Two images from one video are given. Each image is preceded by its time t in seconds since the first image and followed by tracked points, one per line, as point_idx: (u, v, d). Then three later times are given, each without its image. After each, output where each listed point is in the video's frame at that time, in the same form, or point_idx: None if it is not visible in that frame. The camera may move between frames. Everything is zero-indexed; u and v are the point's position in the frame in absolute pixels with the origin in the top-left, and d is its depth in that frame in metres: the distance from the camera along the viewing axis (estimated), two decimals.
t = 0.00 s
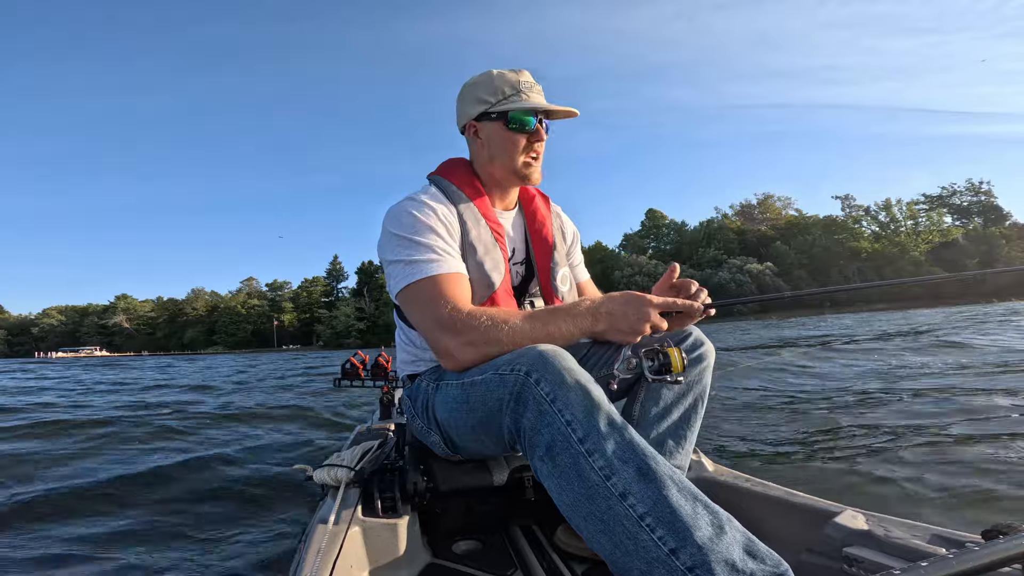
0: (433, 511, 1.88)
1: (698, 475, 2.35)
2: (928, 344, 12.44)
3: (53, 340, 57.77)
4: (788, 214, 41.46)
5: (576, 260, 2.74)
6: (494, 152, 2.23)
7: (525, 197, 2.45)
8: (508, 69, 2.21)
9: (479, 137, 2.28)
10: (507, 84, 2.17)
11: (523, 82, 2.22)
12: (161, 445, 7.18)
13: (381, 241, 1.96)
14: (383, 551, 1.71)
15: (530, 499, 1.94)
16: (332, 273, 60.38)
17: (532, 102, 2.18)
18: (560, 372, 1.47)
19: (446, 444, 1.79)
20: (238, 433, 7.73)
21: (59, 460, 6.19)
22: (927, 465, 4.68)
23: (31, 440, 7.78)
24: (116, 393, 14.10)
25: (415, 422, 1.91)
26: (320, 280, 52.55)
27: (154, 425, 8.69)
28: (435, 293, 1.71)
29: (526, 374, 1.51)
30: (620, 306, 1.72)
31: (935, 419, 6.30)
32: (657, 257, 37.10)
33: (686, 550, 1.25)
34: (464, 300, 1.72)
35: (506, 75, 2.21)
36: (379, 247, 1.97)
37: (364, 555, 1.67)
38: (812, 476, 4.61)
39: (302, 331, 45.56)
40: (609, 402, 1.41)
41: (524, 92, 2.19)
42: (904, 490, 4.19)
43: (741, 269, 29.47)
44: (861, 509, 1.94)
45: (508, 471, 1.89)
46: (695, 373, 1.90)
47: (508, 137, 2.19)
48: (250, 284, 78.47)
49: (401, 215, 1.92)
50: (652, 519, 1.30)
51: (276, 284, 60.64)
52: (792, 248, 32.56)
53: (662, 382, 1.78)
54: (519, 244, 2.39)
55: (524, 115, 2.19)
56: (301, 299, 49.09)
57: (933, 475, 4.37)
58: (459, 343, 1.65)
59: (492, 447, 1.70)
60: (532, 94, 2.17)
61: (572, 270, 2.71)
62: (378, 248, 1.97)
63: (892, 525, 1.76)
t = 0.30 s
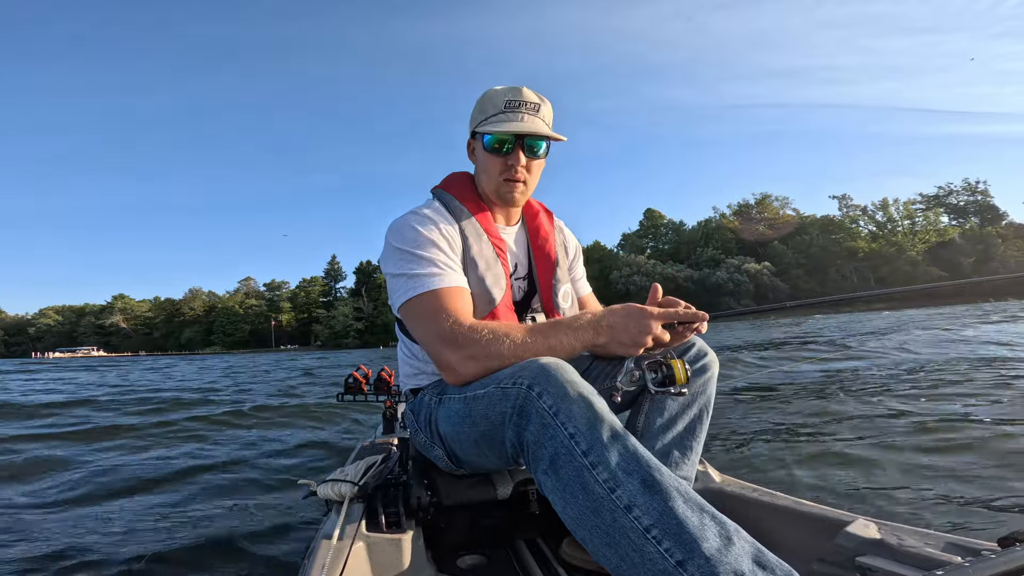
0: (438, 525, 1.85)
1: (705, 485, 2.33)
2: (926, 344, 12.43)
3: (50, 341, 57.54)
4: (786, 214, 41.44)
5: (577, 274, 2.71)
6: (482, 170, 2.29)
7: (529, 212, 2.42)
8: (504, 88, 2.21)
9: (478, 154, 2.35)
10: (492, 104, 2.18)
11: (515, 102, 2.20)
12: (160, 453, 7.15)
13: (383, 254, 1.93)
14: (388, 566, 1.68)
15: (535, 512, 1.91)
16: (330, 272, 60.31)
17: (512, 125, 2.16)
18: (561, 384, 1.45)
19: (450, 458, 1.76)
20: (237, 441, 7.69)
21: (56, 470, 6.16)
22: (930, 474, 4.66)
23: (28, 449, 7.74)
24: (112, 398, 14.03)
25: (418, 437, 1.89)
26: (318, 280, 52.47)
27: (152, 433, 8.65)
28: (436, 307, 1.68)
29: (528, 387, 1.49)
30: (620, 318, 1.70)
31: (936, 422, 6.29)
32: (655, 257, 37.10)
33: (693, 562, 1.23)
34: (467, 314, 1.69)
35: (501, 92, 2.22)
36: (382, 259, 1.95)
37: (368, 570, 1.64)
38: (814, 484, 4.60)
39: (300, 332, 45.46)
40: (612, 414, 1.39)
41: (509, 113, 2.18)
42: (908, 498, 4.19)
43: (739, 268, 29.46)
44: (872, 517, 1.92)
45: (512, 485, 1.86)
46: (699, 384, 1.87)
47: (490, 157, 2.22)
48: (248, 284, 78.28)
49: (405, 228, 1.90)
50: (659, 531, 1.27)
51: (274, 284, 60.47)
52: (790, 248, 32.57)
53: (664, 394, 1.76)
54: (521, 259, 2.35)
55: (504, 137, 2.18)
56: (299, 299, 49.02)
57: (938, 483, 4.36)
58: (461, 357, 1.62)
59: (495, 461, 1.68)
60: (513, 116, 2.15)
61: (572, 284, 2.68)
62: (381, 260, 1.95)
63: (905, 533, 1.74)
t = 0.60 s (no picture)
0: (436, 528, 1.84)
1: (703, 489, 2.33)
2: (925, 344, 12.44)
3: (49, 341, 57.39)
4: (785, 214, 41.45)
5: (576, 277, 2.71)
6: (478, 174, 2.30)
7: (528, 216, 2.41)
8: (502, 93, 2.19)
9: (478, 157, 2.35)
10: (487, 110, 2.17)
11: (512, 108, 2.18)
12: (158, 453, 7.16)
13: (382, 256, 1.93)
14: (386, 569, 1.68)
15: (533, 515, 1.92)
16: (329, 272, 60.25)
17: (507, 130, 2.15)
18: (559, 387, 1.45)
19: (448, 461, 1.76)
20: (235, 443, 7.68)
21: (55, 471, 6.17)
22: (929, 474, 4.68)
23: (26, 450, 7.75)
24: (110, 399, 14.01)
25: (416, 439, 1.89)
26: (316, 280, 52.40)
27: (151, 434, 8.67)
28: (434, 311, 1.68)
29: (526, 390, 1.49)
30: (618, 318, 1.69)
31: (934, 422, 6.30)
32: (654, 257, 37.13)
33: (691, 565, 1.23)
34: (464, 317, 1.69)
35: (499, 97, 2.21)
36: (379, 261, 1.95)
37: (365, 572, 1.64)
38: (813, 484, 4.61)
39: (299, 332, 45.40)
40: (610, 417, 1.39)
41: (504, 118, 2.17)
42: (907, 496, 4.21)
43: (738, 268, 29.44)
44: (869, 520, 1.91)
45: (511, 488, 1.86)
46: (697, 388, 1.87)
47: (485, 162, 2.23)
48: (247, 284, 78.19)
49: (403, 231, 1.90)
50: (656, 535, 1.27)
51: (272, 285, 60.37)
52: (788, 248, 32.55)
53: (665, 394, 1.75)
54: (520, 263, 2.35)
55: (498, 143, 2.18)
56: (298, 299, 48.97)
57: (938, 484, 4.37)
58: (459, 360, 1.62)
59: (493, 463, 1.68)
60: (507, 122, 2.14)
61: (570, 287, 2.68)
62: (379, 262, 1.95)
63: (902, 536, 1.74)
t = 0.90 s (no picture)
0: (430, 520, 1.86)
1: (695, 484, 2.35)
2: (923, 344, 12.45)
3: (48, 341, 57.35)
4: (784, 214, 41.45)
5: (574, 271, 2.73)
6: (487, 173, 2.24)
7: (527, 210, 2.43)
8: (518, 89, 2.13)
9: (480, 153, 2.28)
10: (506, 109, 2.11)
11: (530, 106, 2.14)
12: (157, 451, 7.18)
13: (378, 249, 1.95)
14: (379, 559, 1.71)
15: (527, 507, 1.94)
16: (328, 272, 60.24)
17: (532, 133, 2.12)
18: (554, 381, 1.47)
19: (443, 453, 1.78)
20: (233, 441, 7.69)
21: (53, 469, 6.20)
22: (924, 473, 4.69)
23: (26, 447, 7.78)
24: (109, 397, 14.02)
25: (411, 431, 1.91)
26: (316, 280, 52.39)
27: (150, 431, 8.69)
28: (429, 304, 1.70)
29: (522, 384, 1.51)
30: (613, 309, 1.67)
31: (931, 421, 6.31)
32: (654, 257, 37.13)
33: (681, 560, 1.25)
34: (460, 311, 1.71)
35: (512, 95, 2.14)
36: (376, 254, 1.96)
37: (359, 562, 1.66)
38: (808, 482, 4.63)
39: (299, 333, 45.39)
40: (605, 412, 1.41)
41: (526, 120, 2.13)
42: (901, 495, 4.23)
43: (737, 268, 29.46)
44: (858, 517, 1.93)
45: (505, 480, 1.88)
46: (693, 382, 1.89)
47: (503, 164, 2.18)
48: (246, 284, 78.18)
49: (399, 224, 1.92)
50: (648, 529, 1.30)
51: (272, 285, 60.34)
52: (787, 247, 32.55)
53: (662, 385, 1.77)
54: (517, 256, 2.38)
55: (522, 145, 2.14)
56: (298, 300, 48.97)
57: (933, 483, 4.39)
58: (453, 353, 1.64)
59: (488, 456, 1.70)
60: (533, 124, 2.11)
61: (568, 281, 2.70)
62: (375, 255, 1.97)
63: (889, 533, 1.76)
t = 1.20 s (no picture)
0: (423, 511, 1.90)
1: (686, 478, 2.37)
2: (922, 341, 12.45)
3: (50, 342, 57.45)
4: (784, 214, 41.41)
5: (570, 265, 2.75)
6: (492, 167, 2.23)
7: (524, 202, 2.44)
8: (524, 82, 2.13)
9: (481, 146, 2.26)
10: (516, 103, 2.10)
11: (537, 98, 2.14)
12: (157, 449, 7.21)
13: (374, 239, 1.97)
14: (371, 551, 1.73)
15: (519, 499, 1.97)
16: (330, 272, 60.36)
17: (541, 128, 2.12)
18: (549, 374, 1.48)
19: (436, 445, 1.80)
20: (232, 439, 7.72)
21: (54, 467, 6.23)
22: (920, 470, 4.71)
23: (26, 445, 7.81)
24: (110, 397, 14.06)
25: (405, 422, 1.93)
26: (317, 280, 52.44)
27: (150, 429, 8.72)
28: (425, 295, 1.72)
29: (517, 376, 1.52)
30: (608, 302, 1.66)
31: (928, 420, 6.32)
32: (654, 257, 37.13)
33: (671, 553, 1.27)
34: (456, 303, 1.72)
35: (518, 90, 2.12)
36: (372, 245, 1.98)
37: (351, 552, 1.69)
38: (803, 479, 4.65)
39: (300, 333, 45.45)
40: (598, 405, 1.42)
41: (534, 115, 2.12)
42: (897, 492, 4.25)
43: (738, 268, 29.45)
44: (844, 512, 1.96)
45: (499, 472, 1.91)
46: (685, 378, 1.91)
47: (511, 158, 2.18)
48: (247, 285, 78.26)
49: (396, 215, 1.93)
50: (639, 522, 1.31)
51: (273, 285, 60.41)
52: (788, 247, 32.52)
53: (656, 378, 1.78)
54: (514, 249, 2.39)
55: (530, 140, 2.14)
56: (300, 300, 49.07)
57: (928, 481, 4.41)
58: (448, 345, 1.66)
59: (482, 448, 1.72)
60: (541, 119, 2.11)
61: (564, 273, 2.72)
62: (371, 246, 1.98)
63: (873, 528, 1.78)
